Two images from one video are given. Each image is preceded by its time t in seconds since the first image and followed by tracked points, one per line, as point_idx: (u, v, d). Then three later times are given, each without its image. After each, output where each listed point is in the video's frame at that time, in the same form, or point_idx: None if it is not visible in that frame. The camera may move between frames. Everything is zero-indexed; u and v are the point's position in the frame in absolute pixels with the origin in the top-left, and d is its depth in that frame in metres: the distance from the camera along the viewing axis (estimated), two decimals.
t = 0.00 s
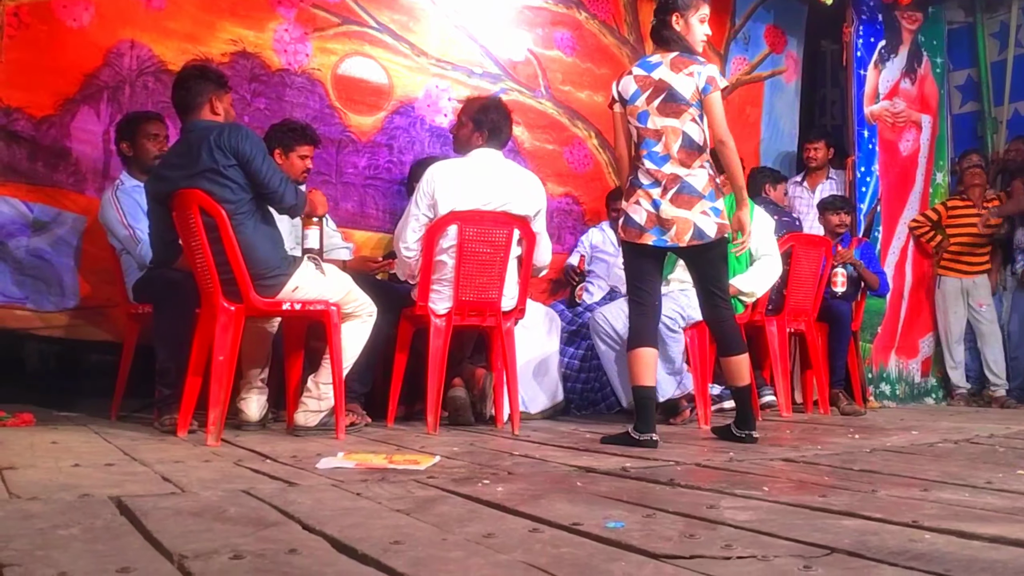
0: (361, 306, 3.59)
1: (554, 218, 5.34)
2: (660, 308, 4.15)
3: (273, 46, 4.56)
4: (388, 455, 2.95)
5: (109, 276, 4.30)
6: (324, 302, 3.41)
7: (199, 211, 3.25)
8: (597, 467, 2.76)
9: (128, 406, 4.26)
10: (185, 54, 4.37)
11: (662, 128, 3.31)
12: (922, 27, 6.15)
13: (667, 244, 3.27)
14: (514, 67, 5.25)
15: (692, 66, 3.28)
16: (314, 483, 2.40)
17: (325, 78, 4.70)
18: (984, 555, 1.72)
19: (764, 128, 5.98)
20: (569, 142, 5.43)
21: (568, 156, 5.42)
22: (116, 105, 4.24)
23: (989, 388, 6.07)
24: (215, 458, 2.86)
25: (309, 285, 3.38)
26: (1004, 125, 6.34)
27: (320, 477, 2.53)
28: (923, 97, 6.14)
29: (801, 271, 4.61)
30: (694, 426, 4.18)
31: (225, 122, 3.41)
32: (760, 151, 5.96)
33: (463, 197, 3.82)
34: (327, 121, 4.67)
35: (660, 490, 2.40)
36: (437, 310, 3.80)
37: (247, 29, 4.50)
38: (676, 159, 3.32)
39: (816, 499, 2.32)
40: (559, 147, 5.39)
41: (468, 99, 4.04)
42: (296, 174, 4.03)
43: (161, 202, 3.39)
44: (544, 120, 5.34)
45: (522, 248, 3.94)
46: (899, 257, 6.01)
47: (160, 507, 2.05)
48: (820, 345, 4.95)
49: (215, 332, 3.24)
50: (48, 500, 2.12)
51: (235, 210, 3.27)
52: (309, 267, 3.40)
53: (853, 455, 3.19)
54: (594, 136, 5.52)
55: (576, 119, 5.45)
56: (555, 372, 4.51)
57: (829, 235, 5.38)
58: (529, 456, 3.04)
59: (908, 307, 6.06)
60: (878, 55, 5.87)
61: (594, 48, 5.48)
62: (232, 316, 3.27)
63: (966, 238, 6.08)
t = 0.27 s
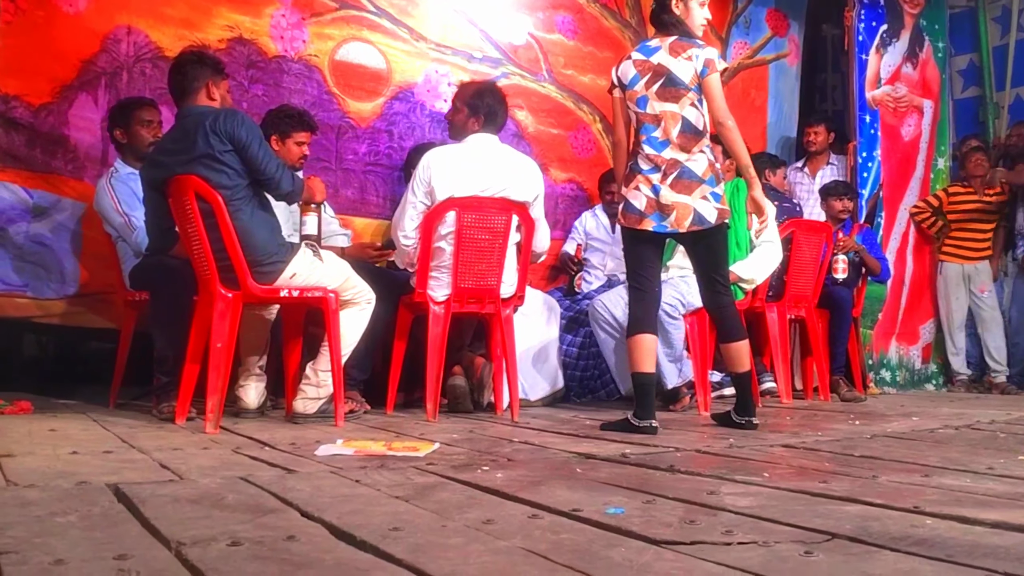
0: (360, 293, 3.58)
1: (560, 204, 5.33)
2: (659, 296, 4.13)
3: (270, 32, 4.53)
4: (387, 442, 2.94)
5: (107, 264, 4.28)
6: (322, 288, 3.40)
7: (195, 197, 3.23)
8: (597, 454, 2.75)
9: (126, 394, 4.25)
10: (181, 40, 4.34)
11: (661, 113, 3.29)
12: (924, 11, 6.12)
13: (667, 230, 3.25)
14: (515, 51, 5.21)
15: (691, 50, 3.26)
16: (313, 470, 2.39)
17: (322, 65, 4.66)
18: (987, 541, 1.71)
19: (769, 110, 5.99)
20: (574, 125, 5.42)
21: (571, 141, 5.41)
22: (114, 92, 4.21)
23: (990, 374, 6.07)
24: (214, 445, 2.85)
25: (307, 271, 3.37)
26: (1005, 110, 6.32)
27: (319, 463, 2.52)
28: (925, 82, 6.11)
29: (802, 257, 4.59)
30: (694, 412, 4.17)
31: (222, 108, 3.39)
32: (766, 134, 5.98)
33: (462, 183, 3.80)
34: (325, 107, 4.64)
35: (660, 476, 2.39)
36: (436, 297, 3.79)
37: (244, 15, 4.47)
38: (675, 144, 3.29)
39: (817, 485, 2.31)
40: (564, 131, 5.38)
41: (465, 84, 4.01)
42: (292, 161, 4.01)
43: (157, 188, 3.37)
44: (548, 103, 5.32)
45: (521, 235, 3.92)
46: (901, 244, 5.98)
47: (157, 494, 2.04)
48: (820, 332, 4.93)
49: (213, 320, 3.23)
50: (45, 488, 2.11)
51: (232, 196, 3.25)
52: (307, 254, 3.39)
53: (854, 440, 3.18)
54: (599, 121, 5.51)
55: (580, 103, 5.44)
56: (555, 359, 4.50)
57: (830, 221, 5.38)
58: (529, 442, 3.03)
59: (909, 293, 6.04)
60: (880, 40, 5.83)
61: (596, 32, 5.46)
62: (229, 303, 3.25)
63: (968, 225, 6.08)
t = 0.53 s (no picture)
0: (356, 287, 3.57)
1: (561, 197, 5.34)
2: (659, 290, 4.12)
3: (267, 25, 4.51)
4: (383, 436, 2.93)
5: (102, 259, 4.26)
6: (319, 283, 3.39)
7: (191, 191, 3.22)
8: (593, 448, 2.75)
9: (123, 389, 4.24)
10: (178, 33, 4.32)
11: (660, 106, 3.28)
12: (922, 4, 6.10)
13: (666, 223, 3.24)
14: (514, 45, 5.20)
15: (690, 43, 3.25)
16: (309, 465, 2.38)
17: (321, 58, 4.65)
18: (982, 533, 1.70)
19: (768, 105, 5.97)
20: (574, 119, 5.41)
21: (572, 134, 5.40)
22: (111, 85, 4.20)
23: (988, 368, 6.06)
24: (210, 440, 2.85)
25: (303, 265, 3.36)
26: (1004, 103, 6.30)
27: (315, 458, 2.51)
28: (923, 76, 6.10)
29: (800, 251, 4.59)
30: (692, 406, 4.16)
31: (219, 102, 3.37)
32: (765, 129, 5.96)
33: (458, 177, 3.79)
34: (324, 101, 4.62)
35: (657, 470, 2.38)
36: (433, 291, 3.77)
37: (241, 8, 4.45)
38: (673, 137, 3.28)
39: (813, 478, 2.30)
40: (564, 125, 5.37)
41: (461, 78, 4.00)
42: (288, 154, 4.01)
43: (153, 181, 3.36)
44: (548, 97, 5.31)
45: (518, 229, 3.91)
46: (899, 237, 5.97)
47: (152, 489, 2.03)
48: (818, 325, 4.92)
49: (209, 314, 3.22)
50: (40, 482, 2.10)
51: (228, 190, 3.24)
52: (303, 248, 3.38)
53: (851, 434, 3.18)
54: (598, 114, 5.50)
55: (579, 96, 5.42)
56: (553, 353, 4.49)
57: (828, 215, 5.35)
58: (526, 437, 3.02)
59: (907, 286, 6.03)
60: (878, 33, 5.82)
61: (594, 26, 5.44)
62: (226, 298, 3.24)
63: (967, 218, 6.07)
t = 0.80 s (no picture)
0: (358, 288, 3.56)
1: (564, 197, 5.33)
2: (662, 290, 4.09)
3: (269, 25, 4.50)
4: (386, 437, 2.92)
5: (103, 261, 4.26)
6: (321, 284, 3.38)
7: (192, 193, 3.21)
8: (597, 448, 2.74)
9: (124, 392, 4.23)
10: (180, 33, 4.31)
11: (665, 105, 3.27)
12: (923, 2, 6.09)
13: (670, 222, 3.23)
14: (515, 45, 5.19)
15: (695, 42, 3.24)
16: (311, 466, 2.37)
17: (323, 57, 4.64)
18: (991, 533, 1.69)
19: (772, 104, 5.97)
20: (576, 118, 5.40)
21: (574, 133, 5.39)
22: (112, 87, 4.19)
23: (992, 366, 6.04)
24: (212, 442, 2.84)
25: (305, 267, 3.34)
26: (1006, 101, 6.28)
27: (317, 459, 2.50)
28: (924, 74, 6.09)
29: (803, 250, 4.57)
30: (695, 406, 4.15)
31: (221, 103, 3.36)
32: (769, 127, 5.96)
33: (460, 177, 3.77)
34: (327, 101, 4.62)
35: (661, 470, 2.37)
36: (436, 292, 3.76)
37: (243, 8, 4.44)
38: (678, 136, 3.27)
39: (819, 478, 2.29)
40: (566, 124, 5.36)
41: (464, 77, 3.98)
42: (289, 155, 4.00)
43: (155, 182, 3.35)
44: (549, 97, 5.30)
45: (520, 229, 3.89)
46: (902, 236, 5.94)
47: (154, 491, 2.02)
48: (822, 324, 4.91)
49: (211, 316, 3.21)
50: (41, 484, 2.09)
51: (229, 192, 3.23)
52: (305, 249, 3.37)
53: (856, 434, 3.16)
54: (600, 112, 5.50)
55: (581, 96, 5.41)
56: (555, 354, 4.48)
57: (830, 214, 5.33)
58: (529, 437, 3.01)
59: (910, 285, 6.01)
60: (879, 32, 5.80)
61: (595, 25, 5.43)
62: (227, 299, 3.24)
63: (971, 216, 6.04)
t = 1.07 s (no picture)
0: (359, 291, 3.57)
1: (564, 200, 5.35)
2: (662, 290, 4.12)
3: (272, 27, 4.51)
4: (387, 440, 2.93)
5: (105, 265, 4.27)
6: (321, 288, 3.39)
7: (194, 198, 3.22)
8: (598, 450, 2.75)
9: (125, 396, 4.24)
10: (183, 36, 4.32)
11: (665, 108, 3.28)
12: (921, 4, 6.10)
13: (668, 225, 3.24)
14: (515, 48, 5.20)
15: (696, 46, 3.26)
16: (314, 470, 2.38)
17: (326, 61, 4.65)
18: (990, 534, 1.70)
19: (774, 106, 6.00)
20: (575, 121, 5.41)
21: (573, 136, 5.41)
22: (114, 91, 4.19)
23: (990, 366, 6.06)
24: (214, 445, 2.85)
25: (306, 272, 3.37)
26: (1004, 102, 6.29)
27: (320, 463, 2.51)
28: (922, 76, 6.10)
29: (802, 252, 4.58)
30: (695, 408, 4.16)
31: (222, 108, 3.37)
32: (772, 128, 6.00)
33: (460, 181, 3.79)
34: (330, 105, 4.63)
35: (662, 472, 2.38)
36: (436, 295, 3.78)
37: (246, 10, 4.45)
38: (677, 139, 3.28)
39: (819, 479, 2.30)
40: (565, 127, 5.37)
41: (463, 81, 3.99)
42: (290, 159, 4.01)
43: (156, 187, 3.36)
44: (548, 100, 5.31)
45: (520, 232, 3.90)
46: (900, 237, 5.94)
47: (158, 495, 2.03)
48: (821, 326, 4.92)
49: (212, 320, 3.23)
50: (45, 489, 2.11)
51: (230, 197, 3.24)
52: (306, 253, 3.38)
53: (855, 435, 3.18)
54: (600, 116, 5.51)
55: (580, 99, 5.43)
56: (555, 356, 4.50)
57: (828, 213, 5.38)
58: (530, 440, 3.02)
59: (909, 285, 6.01)
60: (877, 33, 5.83)
61: (595, 28, 5.44)
62: (229, 304, 3.25)
63: (966, 216, 6.11)
